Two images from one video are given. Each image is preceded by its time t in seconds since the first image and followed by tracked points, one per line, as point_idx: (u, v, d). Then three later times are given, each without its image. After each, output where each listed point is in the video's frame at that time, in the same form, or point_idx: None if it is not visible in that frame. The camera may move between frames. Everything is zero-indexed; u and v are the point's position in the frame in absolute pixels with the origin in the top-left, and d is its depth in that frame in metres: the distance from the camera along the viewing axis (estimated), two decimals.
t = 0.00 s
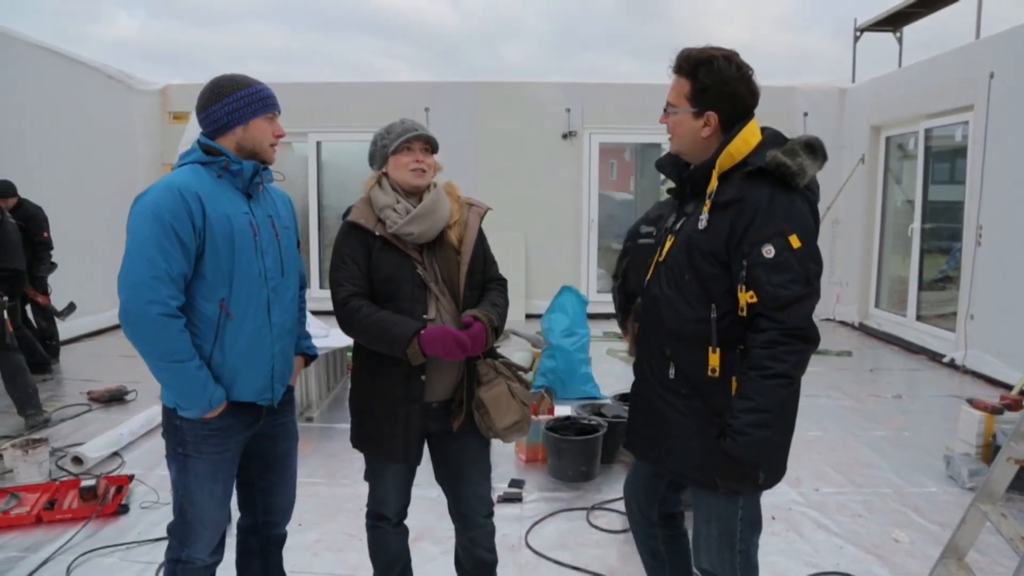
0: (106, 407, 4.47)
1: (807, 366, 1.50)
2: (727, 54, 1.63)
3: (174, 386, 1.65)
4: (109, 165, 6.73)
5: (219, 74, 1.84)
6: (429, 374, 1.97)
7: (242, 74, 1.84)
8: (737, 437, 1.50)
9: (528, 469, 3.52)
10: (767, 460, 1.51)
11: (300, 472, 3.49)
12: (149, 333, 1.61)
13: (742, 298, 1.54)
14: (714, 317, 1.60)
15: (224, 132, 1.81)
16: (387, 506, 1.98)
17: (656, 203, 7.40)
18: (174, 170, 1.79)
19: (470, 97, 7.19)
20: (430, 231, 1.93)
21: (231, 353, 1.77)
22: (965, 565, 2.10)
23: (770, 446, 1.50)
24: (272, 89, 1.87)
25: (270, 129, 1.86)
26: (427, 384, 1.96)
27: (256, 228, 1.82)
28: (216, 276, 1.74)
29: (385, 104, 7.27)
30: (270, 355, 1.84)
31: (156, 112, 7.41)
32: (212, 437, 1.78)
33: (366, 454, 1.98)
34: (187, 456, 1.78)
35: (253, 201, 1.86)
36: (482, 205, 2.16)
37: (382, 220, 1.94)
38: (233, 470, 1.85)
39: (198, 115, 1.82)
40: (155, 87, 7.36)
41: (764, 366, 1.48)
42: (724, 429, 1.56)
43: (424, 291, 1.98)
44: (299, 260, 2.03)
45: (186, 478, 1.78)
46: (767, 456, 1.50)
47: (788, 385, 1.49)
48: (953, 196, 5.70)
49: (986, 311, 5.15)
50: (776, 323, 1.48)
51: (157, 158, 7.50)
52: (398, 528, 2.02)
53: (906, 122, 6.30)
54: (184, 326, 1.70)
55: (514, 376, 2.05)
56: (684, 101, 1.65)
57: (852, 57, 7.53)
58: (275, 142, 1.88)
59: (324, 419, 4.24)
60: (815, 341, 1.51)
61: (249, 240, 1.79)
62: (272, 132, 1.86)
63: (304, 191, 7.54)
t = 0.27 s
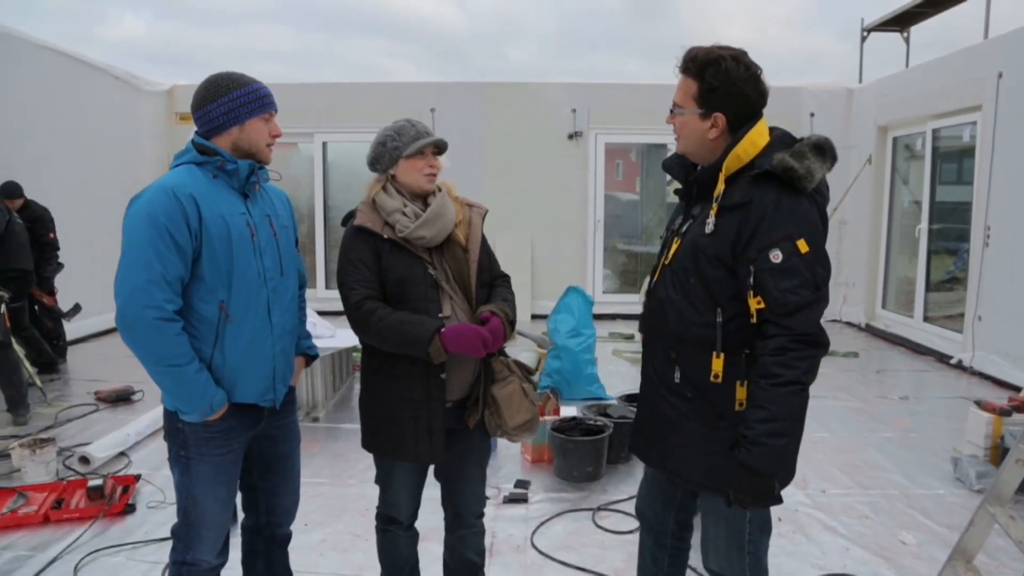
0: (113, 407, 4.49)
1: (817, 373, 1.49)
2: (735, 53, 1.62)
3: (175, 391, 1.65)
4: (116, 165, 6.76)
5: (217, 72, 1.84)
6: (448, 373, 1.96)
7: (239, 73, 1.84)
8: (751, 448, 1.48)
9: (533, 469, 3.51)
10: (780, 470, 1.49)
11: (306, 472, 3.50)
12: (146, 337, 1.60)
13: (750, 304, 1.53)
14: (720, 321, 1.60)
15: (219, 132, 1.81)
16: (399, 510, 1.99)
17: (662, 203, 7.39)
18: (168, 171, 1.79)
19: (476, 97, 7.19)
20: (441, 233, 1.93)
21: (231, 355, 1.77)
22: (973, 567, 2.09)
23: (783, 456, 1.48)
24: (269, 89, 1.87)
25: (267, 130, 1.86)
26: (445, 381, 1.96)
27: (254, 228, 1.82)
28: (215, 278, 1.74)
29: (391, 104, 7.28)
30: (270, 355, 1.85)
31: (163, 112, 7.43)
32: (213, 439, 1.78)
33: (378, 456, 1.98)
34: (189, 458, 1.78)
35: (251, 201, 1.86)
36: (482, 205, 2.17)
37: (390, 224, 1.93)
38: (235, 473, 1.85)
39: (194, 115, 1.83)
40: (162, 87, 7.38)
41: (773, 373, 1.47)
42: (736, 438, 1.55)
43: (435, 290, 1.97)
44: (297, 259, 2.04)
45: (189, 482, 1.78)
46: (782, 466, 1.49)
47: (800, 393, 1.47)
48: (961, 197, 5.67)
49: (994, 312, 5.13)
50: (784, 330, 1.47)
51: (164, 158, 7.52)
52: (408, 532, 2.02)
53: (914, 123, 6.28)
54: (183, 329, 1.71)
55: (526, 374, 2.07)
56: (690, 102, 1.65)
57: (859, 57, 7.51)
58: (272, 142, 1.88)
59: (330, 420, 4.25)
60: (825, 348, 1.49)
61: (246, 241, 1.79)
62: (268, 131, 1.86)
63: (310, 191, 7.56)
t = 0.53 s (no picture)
0: (119, 407, 4.50)
1: (816, 366, 1.48)
2: (728, 52, 1.62)
3: (177, 393, 1.65)
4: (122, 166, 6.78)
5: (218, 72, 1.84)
6: (465, 372, 1.97)
7: (241, 73, 1.84)
8: (747, 440, 1.48)
9: (539, 469, 3.51)
10: (776, 462, 1.49)
11: (311, 471, 3.50)
12: (148, 340, 1.60)
13: (748, 298, 1.53)
14: (720, 318, 1.59)
15: (222, 132, 1.81)
16: (408, 511, 1.99)
17: (668, 203, 7.37)
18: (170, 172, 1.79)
19: (481, 97, 7.19)
20: (457, 232, 1.93)
21: (234, 357, 1.77)
22: (980, 568, 2.07)
23: (780, 449, 1.48)
24: (272, 89, 1.87)
25: (270, 131, 1.86)
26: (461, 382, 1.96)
27: (257, 230, 1.82)
28: (217, 280, 1.74)
29: (396, 104, 7.28)
30: (272, 357, 1.85)
31: (169, 113, 7.44)
32: (216, 438, 1.78)
33: (390, 456, 1.98)
34: (194, 458, 1.78)
35: (254, 203, 1.86)
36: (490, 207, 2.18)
37: (406, 223, 1.93)
38: (240, 473, 1.85)
39: (197, 115, 1.83)
40: (167, 88, 7.40)
41: (772, 366, 1.47)
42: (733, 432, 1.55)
43: (451, 289, 1.97)
44: (301, 259, 2.04)
45: (193, 481, 1.78)
46: (777, 458, 1.48)
47: (798, 386, 1.47)
48: (968, 196, 5.64)
49: (1002, 312, 5.10)
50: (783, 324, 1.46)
51: (170, 158, 7.54)
52: (418, 534, 2.02)
53: (920, 122, 6.25)
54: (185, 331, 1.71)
55: (538, 375, 2.09)
56: (685, 101, 1.64)
57: (865, 56, 7.48)
58: (275, 142, 1.89)
59: (335, 419, 4.25)
60: (823, 341, 1.49)
61: (249, 243, 1.79)
62: (271, 132, 1.86)
63: (315, 191, 7.57)
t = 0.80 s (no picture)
0: (124, 406, 4.51)
1: (812, 359, 1.48)
2: (724, 51, 1.62)
3: (180, 393, 1.65)
4: (126, 165, 6.79)
5: (222, 72, 1.84)
6: (475, 371, 1.96)
7: (246, 72, 1.84)
8: (744, 433, 1.48)
9: (543, 468, 3.50)
10: (772, 456, 1.49)
11: (316, 471, 3.50)
12: (149, 340, 1.61)
13: (743, 293, 1.52)
14: (717, 314, 1.59)
15: (227, 133, 1.82)
16: (415, 511, 1.99)
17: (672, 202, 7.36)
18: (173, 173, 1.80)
19: (485, 96, 7.19)
20: (467, 233, 1.94)
21: (237, 358, 1.77)
22: (987, 568, 2.07)
23: (777, 443, 1.48)
24: (277, 89, 1.87)
25: (274, 130, 1.86)
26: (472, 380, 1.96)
27: (261, 230, 1.82)
28: (220, 280, 1.74)
29: (401, 103, 7.28)
30: (277, 358, 1.85)
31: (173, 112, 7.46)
32: (221, 438, 1.78)
33: (397, 455, 1.98)
34: (199, 457, 1.78)
35: (258, 203, 1.86)
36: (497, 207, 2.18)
37: (415, 223, 1.93)
38: (245, 472, 1.85)
39: (201, 115, 1.83)
40: (172, 87, 7.41)
41: (768, 360, 1.46)
42: (728, 426, 1.55)
43: (461, 289, 1.97)
44: (305, 258, 2.04)
45: (198, 480, 1.79)
46: (773, 452, 1.48)
47: (794, 380, 1.47)
48: (974, 195, 5.62)
49: (1007, 310, 5.09)
50: (779, 318, 1.46)
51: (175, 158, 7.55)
52: (424, 534, 2.02)
53: (926, 120, 6.23)
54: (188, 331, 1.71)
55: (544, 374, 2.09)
56: (682, 100, 1.64)
57: (871, 55, 7.47)
58: (280, 142, 1.89)
59: (339, 418, 4.25)
60: (819, 334, 1.49)
61: (252, 243, 1.79)
62: (276, 132, 1.86)
63: (320, 190, 7.58)
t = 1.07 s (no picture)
0: (125, 405, 4.51)
1: (805, 356, 1.48)
2: (720, 51, 1.61)
3: (181, 392, 1.66)
4: (127, 164, 6.80)
5: (223, 71, 1.84)
6: (477, 370, 1.96)
7: (247, 71, 1.84)
8: (737, 430, 1.48)
9: (544, 467, 3.50)
10: (765, 452, 1.49)
11: (317, 470, 3.50)
12: (150, 340, 1.61)
13: (738, 290, 1.52)
14: (712, 311, 1.58)
15: (228, 132, 1.82)
16: (416, 509, 1.99)
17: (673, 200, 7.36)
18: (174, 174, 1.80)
19: (486, 95, 7.19)
20: (471, 231, 1.94)
21: (238, 358, 1.77)
22: (988, 567, 2.06)
23: (769, 439, 1.48)
24: (279, 88, 1.86)
25: (275, 129, 1.85)
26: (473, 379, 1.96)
27: (262, 230, 1.82)
28: (222, 280, 1.74)
29: (402, 102, 7.28)
30: (278, 357, 1.85)
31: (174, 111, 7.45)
32: (223, 437, 1.78)
33: (398, 453, 1.98)
34: (200, 456, 1.78)
35: (260, 203, 1.86)
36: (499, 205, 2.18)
37: (419, 221, 1.93)
38: (247, 471, 1.85)
39: (202, 114, 1.83)
40: (173, 86, 7.41)
41: (760, 357, 1.46)
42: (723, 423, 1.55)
43: (464, 288, 1.97)
44: (306, 258, 2.04)
45: (199, 479, 1.79)
46: (766, 449, 1.49)
47: (787, 377, 1.47)
48: (976, 194, 5.62)
49: (1009, 309, 5.08)
50: (773, 315, 1.46)
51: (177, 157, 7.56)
52: (425, 532, 2.02)
53: (927, 119, 6.22)
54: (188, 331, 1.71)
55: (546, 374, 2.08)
56: (678, 99, 1.64)
57: (872, 53, 7.46)
58: (281, 142, 1.88)
59: (340, 417, 4.26)
60: (812, 331, 1.49)
61: (253, 243, 1.79)
62: (277, 131, 1.86)
63: (321, 189, 7.58)
